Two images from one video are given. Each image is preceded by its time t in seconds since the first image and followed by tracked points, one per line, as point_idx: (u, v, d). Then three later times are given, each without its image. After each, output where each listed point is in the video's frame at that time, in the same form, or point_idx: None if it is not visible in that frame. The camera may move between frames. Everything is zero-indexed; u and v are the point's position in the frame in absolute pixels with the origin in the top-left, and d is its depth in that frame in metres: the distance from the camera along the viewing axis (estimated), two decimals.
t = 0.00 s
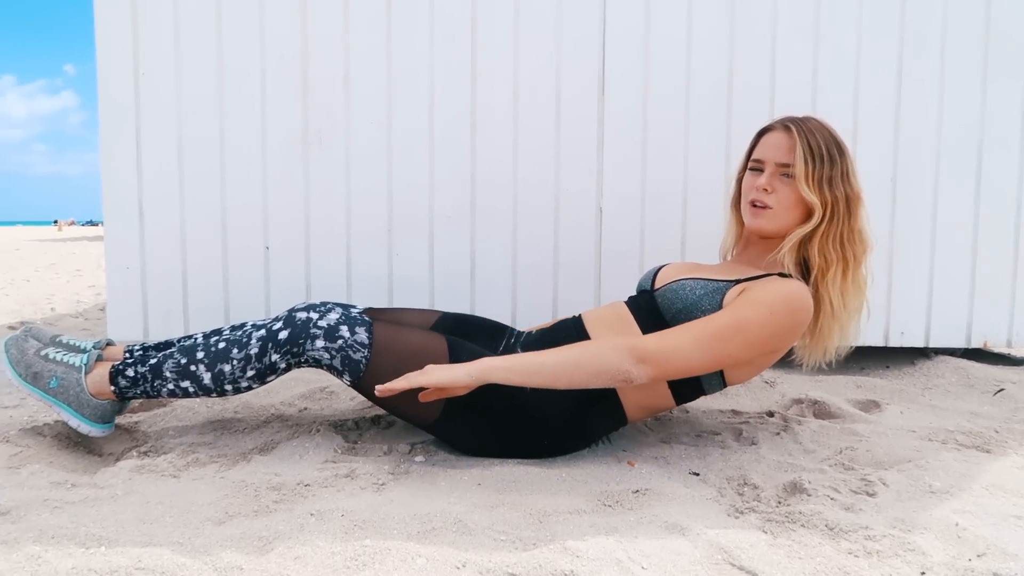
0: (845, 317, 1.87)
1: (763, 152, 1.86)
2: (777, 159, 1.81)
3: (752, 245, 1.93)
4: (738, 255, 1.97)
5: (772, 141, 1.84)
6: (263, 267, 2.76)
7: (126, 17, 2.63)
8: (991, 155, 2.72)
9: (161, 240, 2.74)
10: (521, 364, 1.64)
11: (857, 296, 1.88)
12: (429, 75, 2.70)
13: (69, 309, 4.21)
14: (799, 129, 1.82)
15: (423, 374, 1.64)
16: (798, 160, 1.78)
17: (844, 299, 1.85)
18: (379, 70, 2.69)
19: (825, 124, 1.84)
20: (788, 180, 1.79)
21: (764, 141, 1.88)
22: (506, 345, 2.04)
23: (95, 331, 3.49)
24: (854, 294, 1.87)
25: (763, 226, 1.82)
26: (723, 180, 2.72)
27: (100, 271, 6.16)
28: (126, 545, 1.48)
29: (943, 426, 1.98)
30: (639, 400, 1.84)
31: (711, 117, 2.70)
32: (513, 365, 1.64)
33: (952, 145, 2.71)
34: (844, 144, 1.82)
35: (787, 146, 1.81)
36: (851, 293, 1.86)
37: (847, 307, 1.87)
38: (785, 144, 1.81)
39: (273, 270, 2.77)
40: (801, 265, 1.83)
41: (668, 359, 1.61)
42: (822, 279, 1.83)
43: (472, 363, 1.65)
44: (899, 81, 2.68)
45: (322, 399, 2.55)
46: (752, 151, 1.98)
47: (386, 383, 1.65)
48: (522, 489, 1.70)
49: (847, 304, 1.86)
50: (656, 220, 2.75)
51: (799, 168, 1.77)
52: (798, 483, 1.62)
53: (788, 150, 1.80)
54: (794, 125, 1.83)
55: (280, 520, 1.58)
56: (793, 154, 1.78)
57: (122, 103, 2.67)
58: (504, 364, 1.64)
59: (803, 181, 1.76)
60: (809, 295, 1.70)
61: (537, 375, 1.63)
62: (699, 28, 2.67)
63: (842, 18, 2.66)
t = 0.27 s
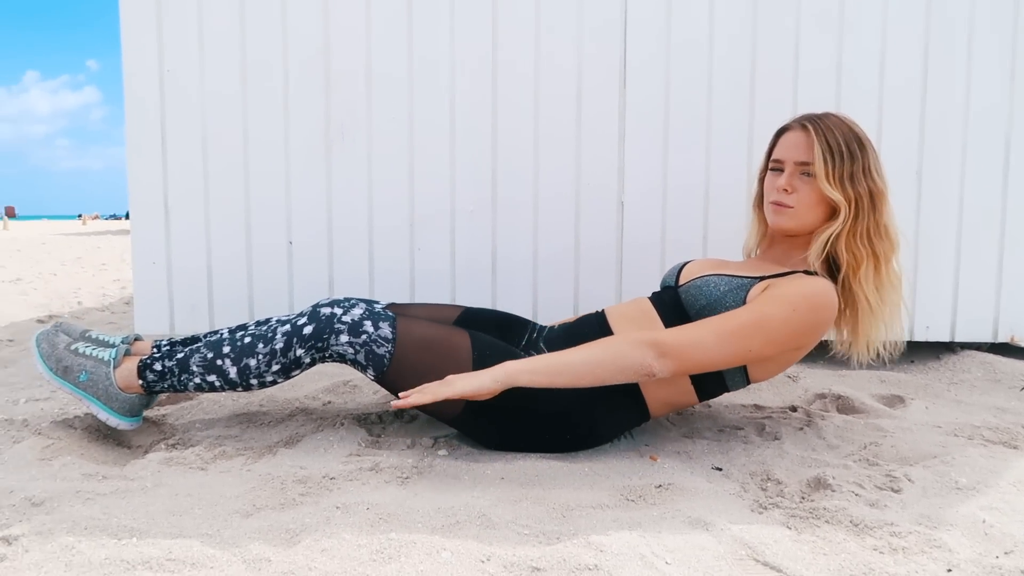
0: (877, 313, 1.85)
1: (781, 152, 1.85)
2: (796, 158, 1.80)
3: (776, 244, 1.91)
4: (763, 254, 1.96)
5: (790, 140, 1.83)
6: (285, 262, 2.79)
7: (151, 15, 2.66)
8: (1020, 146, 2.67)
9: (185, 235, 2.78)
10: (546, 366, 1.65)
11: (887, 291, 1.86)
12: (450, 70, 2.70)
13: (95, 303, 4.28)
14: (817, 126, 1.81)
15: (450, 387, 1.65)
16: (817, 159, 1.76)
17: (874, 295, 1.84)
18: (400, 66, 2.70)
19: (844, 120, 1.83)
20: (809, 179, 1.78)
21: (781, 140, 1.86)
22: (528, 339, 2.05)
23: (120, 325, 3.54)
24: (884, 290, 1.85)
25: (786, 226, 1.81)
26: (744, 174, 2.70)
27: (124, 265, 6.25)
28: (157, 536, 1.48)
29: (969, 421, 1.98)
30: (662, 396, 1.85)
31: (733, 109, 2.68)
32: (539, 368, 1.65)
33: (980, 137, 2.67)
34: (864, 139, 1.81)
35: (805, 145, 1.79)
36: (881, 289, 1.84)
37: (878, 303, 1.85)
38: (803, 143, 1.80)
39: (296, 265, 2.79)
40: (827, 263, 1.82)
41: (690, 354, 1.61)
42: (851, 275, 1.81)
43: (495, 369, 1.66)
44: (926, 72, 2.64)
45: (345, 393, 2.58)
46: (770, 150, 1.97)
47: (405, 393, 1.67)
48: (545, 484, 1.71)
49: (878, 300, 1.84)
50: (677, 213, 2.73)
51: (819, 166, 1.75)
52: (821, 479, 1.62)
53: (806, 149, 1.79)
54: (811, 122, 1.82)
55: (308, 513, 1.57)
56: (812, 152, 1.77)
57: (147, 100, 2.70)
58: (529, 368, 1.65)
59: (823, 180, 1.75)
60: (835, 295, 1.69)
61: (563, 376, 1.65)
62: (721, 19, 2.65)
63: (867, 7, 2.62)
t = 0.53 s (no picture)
0: (894, 316, 1.84)
1: (802, 152, 1.85)
2: (816, 158, 1.80)
3: (794, 244, 1.91)
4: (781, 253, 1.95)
5: (811, 139, 1.82)
6: (301, 262, 2.81)
7: (169, 17, 2.69)
8: None
9: (202, 235, 2.80)
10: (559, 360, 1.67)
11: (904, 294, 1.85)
12: (465, 71, 2.71)
13: (112, 303, 4.32)
14: (839, 126, 1.80)
15: (462, 381, 1.67)
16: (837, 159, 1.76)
17: (891, 297, 1.83)
18: (415, 67, 2.71)
19: (866, 120, 1.82)
20: (828, 180, 1.78)
21: (802, 140, 1.86)
22: (544, 339, 2.06)
23: (136, 324, 3.57)
24: (902, 292, 1.85)
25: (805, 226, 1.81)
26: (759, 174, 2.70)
27: (139, 265, 6.31)
28: (175, 534, 1.49)
29: (988, 424, 1.99)
30: (678, 397, 1.85)
31: (749, 110, 2.67)
32: (553, 364, 1.67)
33: (999, 137, 2.65)
34: (886, 140, 1.79)
35: (825, 145, 1.79)
36: (899, 291, 1.83)
37: (895, 305, 1.84)
38: (825, 142, 1.79)
39: (311, 266, 2.81)
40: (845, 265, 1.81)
41: (705, 354, 1.61)
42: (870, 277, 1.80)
43: (511, 364, 1.68)
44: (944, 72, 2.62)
45: (361, 392, 2.59)
46: (791, 150, 1.96)
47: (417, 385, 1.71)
48: (560, 484, 1.71)
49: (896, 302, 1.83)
50: (692, 214, 2.73)
51: (839, 166, 1.75)
52: (838, 480, 1.62)
53: (826, 149, 1.78)
54: (833, 122, 1.81)
55: (324, 511, 1.58)
56: (832, 153, 1.76)
57: (165, 102, 2.72)
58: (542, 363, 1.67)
59: (843, 181, 1.75)
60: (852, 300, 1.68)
61: (577, 372, 1.66)
62: (737, 19, 2.64)
63: (885, 6, 2.60)
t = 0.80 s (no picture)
0: (899, 321, 1.83)
1: (807, 156, 1.84)
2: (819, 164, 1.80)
3: (801, 248, 1.91)
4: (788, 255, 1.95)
5: (815, 145, 1.82)
6: (309, 262, 2.82)
7: (179, 19, 2.70)
8: None
9: (211, 236, 2.82)
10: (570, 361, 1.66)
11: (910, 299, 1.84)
12: (473, 72, 2.71)
13: (121, 303, 4.35)
14: (843, 131, 1.79)
15: (471, 372, 1.66)
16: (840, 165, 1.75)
17: (897, 302, 1.81)
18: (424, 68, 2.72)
19: (873, 124, 1.80)
20: (831, 185, 1.77)
21: (808, 145, 1.85)
22: (553, 339, 2.05)
23: (145, 324, 3.59)
24: (908, 297, 1.83)
25: (808, 231, 1.81)
26: (768, 174, 2.69)
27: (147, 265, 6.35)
28: (185, 533, 1.50)
29: (998, 424, 1.98)
30: (687, 399, 1.85)
31: (758, 109, 2.67)
32: (562, 361, 1.67)
33: (1011, 136, 2.63)
34: (894, 144, 1.77)
35: (829, 151, 1.78)
36: (905, 297, 1.82)
37: (901, 311, 1.83)
38: (828, 148, 1.78)
39: (319, 266, 2.82)
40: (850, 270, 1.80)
41: (716, 357, 1.61)
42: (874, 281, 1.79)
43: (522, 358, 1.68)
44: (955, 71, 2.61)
45: (369, 392, 2.60)
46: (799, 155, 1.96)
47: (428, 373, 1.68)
48: (569, 484, 1.71)
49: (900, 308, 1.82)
50: (700, 214, 2.73)
51: (840, 172, 1.74)
52: (848, 481, 1.61)
53: (830, 154, 1.78)
54: (837, 127, 1.80)
55: (333, 511, 1.58)
56: (834, 158, 1.76)
57: (174, 103, 2.74)
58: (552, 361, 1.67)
59: (845, 186, 1.74)
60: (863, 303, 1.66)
61: (586, 371, 1.66)
62: (746, 19, 2.64)
63: (895, 5, 2.59)
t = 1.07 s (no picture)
0: (894, 327, 1.81)
1: (794, 166, 1.83)
2: (802, 174, 1.79)
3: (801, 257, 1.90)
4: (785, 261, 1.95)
5: (799, 156, 1.80)
6: (311, 263, 2.82)
7: (181, 20, 2.70)
8: None
9: (214, 236, 2.82)
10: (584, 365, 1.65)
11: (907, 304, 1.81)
12: (476, 72, 2.71)
13: (125, 303, 4.36)
14: (825, 140, 1.76)
15: (483, 364, 1.67)
16: (819, 175, 1.73)
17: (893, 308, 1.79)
18: (426, 68, 2.72)
19: (856, 130, 1.76)
20: (811, 195, 1.76)
21: (794, 156, 1.84)
22: (554, 340, 2.04)
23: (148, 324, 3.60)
24: (902, 303, 1.80)
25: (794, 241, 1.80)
26: (771, 175, 2.68)
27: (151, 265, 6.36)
28: (187, 534, 1.50)
29: (1002, 426, 1.97)
30: (688, 401, 1.84)
31: (761, 110, 2.66)
32: (573, 361, 1.66)
33: (1016, 136, 2.62)
34: (877, 149, 1.73)
35: (810, 160, 1.76)
36: (897, 303, 1.79)
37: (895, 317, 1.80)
38: (810, 158, 1.77)
39: (321, 266, 2.82)
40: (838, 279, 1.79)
41: (736, 369, 1.57)
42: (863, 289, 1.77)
43: (533, 354, 1.68)
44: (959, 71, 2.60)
45: (371, 393, 2.60)
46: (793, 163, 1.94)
47: (441, 362, 1.71)
48: (570, 485, 1.71)
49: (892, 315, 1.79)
50: (703, 214, 2.72)
51: (818, 183, 1.72)
52: (850, 483, 1.61)
53: (810, 164, 1.76)
54: (819, 137, 1.77)
55: (334, 512, 1.58)
56: (814, 169, 1.74)
57: (177, 104, 2.74)
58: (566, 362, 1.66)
59: (822, 197, 1.72)
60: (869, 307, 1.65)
61: (601, 373, 1.65)
62: (748, 19, 2.63)
63: (899, 4, 2.58)
